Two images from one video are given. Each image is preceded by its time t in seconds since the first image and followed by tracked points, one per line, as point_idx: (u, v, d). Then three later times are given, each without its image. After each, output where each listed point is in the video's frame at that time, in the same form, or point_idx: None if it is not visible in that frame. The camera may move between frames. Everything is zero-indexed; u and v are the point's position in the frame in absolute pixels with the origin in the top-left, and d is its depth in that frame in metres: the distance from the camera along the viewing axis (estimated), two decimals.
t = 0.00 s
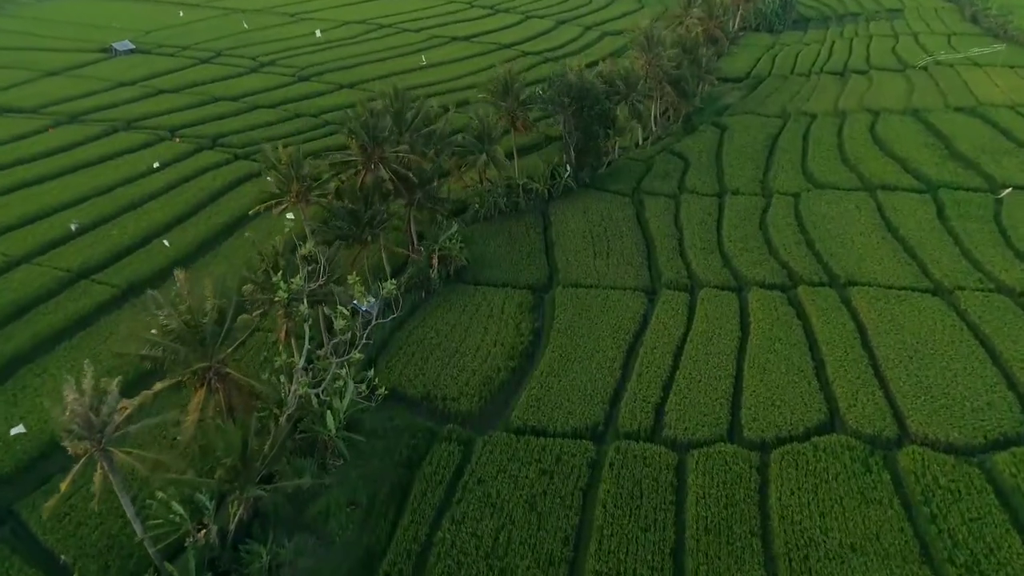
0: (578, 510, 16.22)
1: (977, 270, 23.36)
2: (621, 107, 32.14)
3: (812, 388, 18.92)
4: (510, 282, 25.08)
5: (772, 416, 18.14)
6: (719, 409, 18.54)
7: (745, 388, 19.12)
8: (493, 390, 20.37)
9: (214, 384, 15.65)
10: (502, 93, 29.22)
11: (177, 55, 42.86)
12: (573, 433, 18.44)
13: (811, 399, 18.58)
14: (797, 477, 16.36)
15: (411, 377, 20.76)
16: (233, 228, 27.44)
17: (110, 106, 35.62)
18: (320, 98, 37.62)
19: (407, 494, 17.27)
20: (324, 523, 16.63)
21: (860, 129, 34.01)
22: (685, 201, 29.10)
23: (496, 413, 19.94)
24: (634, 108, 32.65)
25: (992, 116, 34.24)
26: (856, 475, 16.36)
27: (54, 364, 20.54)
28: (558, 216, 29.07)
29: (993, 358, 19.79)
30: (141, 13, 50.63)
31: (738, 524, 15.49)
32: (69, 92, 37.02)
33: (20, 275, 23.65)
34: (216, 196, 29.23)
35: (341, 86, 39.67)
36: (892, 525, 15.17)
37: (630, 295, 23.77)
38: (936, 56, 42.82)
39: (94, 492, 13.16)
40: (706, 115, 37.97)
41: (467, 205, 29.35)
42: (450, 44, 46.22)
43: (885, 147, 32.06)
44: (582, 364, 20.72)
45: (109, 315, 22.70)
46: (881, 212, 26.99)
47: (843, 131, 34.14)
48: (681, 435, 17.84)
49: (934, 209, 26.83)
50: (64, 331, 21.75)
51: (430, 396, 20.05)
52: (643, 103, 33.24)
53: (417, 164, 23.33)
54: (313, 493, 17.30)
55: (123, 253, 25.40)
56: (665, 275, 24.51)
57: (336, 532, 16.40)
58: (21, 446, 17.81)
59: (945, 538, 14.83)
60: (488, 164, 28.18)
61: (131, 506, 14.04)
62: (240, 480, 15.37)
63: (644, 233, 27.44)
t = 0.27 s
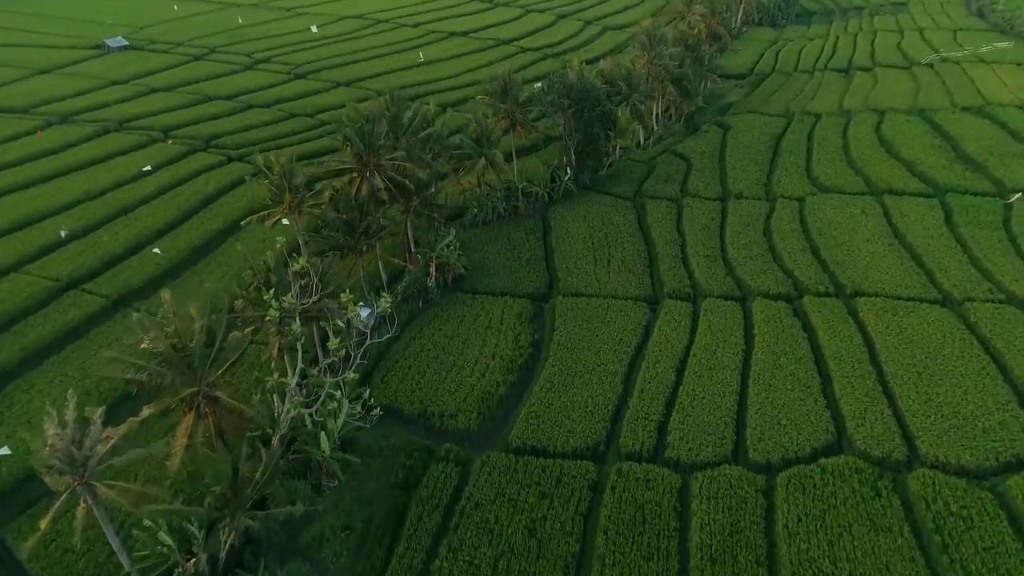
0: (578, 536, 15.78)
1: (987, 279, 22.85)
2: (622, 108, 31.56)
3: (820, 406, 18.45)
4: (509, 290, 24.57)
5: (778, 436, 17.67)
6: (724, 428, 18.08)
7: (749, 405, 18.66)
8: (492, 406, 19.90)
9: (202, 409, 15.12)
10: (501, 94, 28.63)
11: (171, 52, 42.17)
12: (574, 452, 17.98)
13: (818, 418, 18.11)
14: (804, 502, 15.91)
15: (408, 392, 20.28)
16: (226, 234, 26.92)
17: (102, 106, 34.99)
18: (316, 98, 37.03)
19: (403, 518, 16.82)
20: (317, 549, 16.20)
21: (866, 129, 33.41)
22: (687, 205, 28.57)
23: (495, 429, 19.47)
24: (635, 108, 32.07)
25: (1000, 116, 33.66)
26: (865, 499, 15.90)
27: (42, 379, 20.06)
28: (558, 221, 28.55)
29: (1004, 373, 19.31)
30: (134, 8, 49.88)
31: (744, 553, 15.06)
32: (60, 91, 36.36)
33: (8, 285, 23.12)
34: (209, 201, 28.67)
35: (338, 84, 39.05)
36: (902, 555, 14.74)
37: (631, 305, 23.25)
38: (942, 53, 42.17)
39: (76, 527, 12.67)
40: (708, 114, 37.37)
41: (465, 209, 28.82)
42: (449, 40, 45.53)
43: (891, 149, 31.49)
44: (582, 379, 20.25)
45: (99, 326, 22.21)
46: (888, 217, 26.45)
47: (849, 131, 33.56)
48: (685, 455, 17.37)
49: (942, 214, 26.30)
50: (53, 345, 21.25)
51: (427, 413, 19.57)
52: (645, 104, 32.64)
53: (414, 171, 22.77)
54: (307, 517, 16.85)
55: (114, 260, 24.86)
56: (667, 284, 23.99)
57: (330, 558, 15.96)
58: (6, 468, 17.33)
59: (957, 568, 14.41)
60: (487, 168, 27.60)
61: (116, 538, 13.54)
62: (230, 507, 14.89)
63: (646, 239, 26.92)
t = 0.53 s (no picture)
0: (580, 572, 15.28)
1: (998, 293, 22.27)
2: (624, 110, 30.86)
3: (828, 430, 17.93)
4: (509, 302, 24.00)
5: (786, 462, 17.16)
6: (729, 453, 17.57)
7: (756, 429, 18.14)
8: (490, 427, 19.38)
9: (190, 441, 14.54)
10: (500, 97, 27.93)
11: (164, 48, 41.37)
12: (574, 479, 17.48)
13: (826, 444, 17.59)
14: (814, 536, 15.40)
15: (405, 412, 19.75)
16: (219, 242, 26.31)
17: (92, 107, 34.28)
18: (312, 98, 36.32)
19: (400, 550, 16.33)
20: None
21: (873, 130, 32.70)
22: (690, 211, 27.95)
23: (493, 452, 18.96)
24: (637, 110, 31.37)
25: (1010, 117, 32.95)
26: (877, 533, 15.39)
27: (29, 399, 19.53)
28: (558, 228, 27.94)
29: (1017, 395, 18.76)
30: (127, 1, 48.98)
31: None
32: (50, 90, 35.63)
33: None
34: (202, 207, 28.03)
35: (334, 82, 38.30)
36: None
37: (634, 319, 22.68)
38: (950, 49, 41.36)
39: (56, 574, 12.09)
40: (711, 113, 36.66)
41: (464, 216, 28.22)
42: (447, 35, 44.73)
43: (899, 151, 30.81)
44: (584, 399, 19.72)
45: (88, 342, 21.65)
46: (896, 225, 25.83)
47: (855, 132, 32.87)
48: (689, 484, 16.87)
49: (952, 223, 25.67)
50: (40, 363, 20.72)
51: (424, 435, 19.05)
52: (647, 105, 31.94)
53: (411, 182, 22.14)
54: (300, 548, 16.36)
55: (103, 272, 24.27)
56: (671, 296, 23.41)
57: None
58: None
59: None
60: (486, 174, 26.96)
61: None
62: (220, 542, 14.21)
63: (648, 248, 26.32)
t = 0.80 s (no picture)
0: None
1: (1007, 305, 21.83)
2: (625, 113, 30.29)
3: (834, 452, 17.54)
4: (508, 314, 23.56)
5: (791, 487, 16.78)
6: (734, 476, 17.19)
7: (760, 451, 17.76)
8: (490, 446, 19.00)
9: (181, 472, 13.95)
10: (499, 101, 27.37)
11: (157, 46, 40.71)
12: (575, 503, 17.11)
13: (832, 467, 17.21)
14: (821, 566, 15.02)
15: (402, 431, 19.34)
16: (212, 251, 25.84)
17: (84, 108, 33.69)
18: (307, 99, 35.74)
19: None
20: None
21: (878, 132, 32.14)
22: (693, 217, 27.45)
23: (493, 473, 18.59)
24: (639, 112, 30.82)
25: (1017, 118, 32.41)
26: (885, 563, 15.02)
27: (17, 419, 19.13)
28: (558, 234, 27.47)
29: None
30: None
31: None
32: (41, 91, 35.02)
33: None
34: (195, 214, 27.52)
35: (330, 82, 37.69)
36: None
37: (635, 332, 22.24)
38: (956, 46, 40.73)
39: None
40: (714, 113, 36.08)
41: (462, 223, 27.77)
42: (446, 32, 44.07)
43: (904, 155, 30.29)
44: (584, 417, 19.32)
45: (78, 358, 21.20)
46: (903, 233, 25.35)
47: (860, 134, 32.33)
48: (693, 509, 16.50)
49: (959, 230, 25.19)
50: (29, 380, 20.30)
51: (421, 455, 18.67)
52: (649, 107, 31.37)
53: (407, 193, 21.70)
54: None
55: (94, 282, 23.80)
56: (673, 308, 22.96)
57: None
58: None
59: None
60: (484, 180, 26.46)
61: None
62: None
63: (650, 256, 25.85)
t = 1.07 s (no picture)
0: None
1: (1016, 319, 21.41)
2: (626, 116, 29.76)
3: (840, 476, 17.19)
4: (507, 326, 23.15)
5: (797, 513, 16.44)
6: (738, 501, 16.84)
7: (765, 474, 17.40)
8: (488, 467, 18.64)
9: (170, 504, 13.70)
10: (498, 106, 26.86)
11: (151, 44, 40.09)
12: (576, 529, 16.78)
13: (838, 491, 16.86)
14: None
15: (399, 450, 18.97)
16: (206, 260, 25.39)
17: (76, 110, 33.14)
18: (303, 100, 35.19)
19: None
20: None
21: (884, 135, 31.62)
22: (695, 224, 26.99)
23: (491, 495, 18.24)
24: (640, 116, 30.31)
25: None
26: None
27: (6, 439, 18.74)
28: (558, 241, 27.00)
29: None
30: None
31: None
32: (32, 91, 34.44)
33: None
34: (188, 220, 27.06)
35: (327, 81, 37.11)
36: None
37: (636, 346, 21.82)
38: (962, 45, 40.14)
39: None
40: (716, 114, 35.54)
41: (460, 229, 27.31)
42: (444, 29, 43.43)
43: (910, 159, 29.79)
44: (585, 437, 18.95)
45: (68, 373, 20.80)
46: (909, 242, 24.89)
47: (865, 137, 31.81)
48: (696, 537, 16.17)
49: (967, 239, 24.74)
50: (18, 398, 19.89)
51: (419, 476, 18.31)
52: (651, 109, 30.85)
53: (405, 204, 21.16)
54: None
55: (86, 294, 23.37)
56: (675, 321, 22.55)
57: None
58: None
59: None
60: (483, 187, 25.98)
61: None
62: None
63: (652, 265, 25.41)
